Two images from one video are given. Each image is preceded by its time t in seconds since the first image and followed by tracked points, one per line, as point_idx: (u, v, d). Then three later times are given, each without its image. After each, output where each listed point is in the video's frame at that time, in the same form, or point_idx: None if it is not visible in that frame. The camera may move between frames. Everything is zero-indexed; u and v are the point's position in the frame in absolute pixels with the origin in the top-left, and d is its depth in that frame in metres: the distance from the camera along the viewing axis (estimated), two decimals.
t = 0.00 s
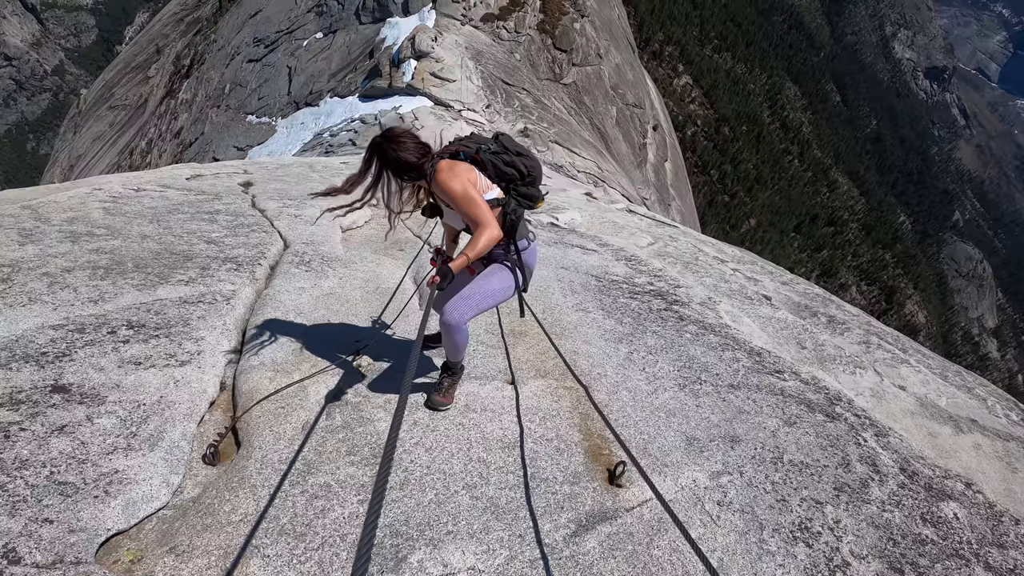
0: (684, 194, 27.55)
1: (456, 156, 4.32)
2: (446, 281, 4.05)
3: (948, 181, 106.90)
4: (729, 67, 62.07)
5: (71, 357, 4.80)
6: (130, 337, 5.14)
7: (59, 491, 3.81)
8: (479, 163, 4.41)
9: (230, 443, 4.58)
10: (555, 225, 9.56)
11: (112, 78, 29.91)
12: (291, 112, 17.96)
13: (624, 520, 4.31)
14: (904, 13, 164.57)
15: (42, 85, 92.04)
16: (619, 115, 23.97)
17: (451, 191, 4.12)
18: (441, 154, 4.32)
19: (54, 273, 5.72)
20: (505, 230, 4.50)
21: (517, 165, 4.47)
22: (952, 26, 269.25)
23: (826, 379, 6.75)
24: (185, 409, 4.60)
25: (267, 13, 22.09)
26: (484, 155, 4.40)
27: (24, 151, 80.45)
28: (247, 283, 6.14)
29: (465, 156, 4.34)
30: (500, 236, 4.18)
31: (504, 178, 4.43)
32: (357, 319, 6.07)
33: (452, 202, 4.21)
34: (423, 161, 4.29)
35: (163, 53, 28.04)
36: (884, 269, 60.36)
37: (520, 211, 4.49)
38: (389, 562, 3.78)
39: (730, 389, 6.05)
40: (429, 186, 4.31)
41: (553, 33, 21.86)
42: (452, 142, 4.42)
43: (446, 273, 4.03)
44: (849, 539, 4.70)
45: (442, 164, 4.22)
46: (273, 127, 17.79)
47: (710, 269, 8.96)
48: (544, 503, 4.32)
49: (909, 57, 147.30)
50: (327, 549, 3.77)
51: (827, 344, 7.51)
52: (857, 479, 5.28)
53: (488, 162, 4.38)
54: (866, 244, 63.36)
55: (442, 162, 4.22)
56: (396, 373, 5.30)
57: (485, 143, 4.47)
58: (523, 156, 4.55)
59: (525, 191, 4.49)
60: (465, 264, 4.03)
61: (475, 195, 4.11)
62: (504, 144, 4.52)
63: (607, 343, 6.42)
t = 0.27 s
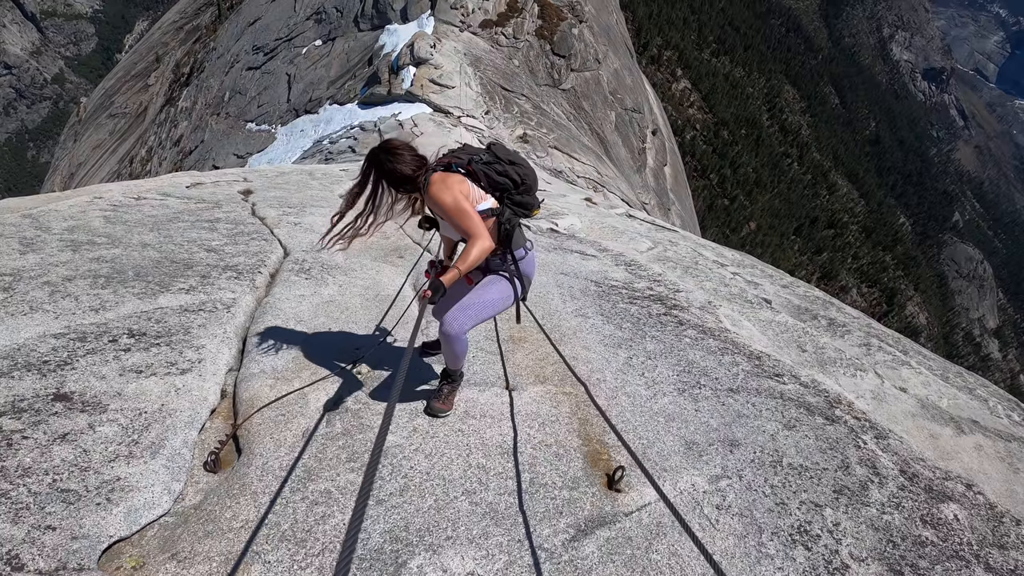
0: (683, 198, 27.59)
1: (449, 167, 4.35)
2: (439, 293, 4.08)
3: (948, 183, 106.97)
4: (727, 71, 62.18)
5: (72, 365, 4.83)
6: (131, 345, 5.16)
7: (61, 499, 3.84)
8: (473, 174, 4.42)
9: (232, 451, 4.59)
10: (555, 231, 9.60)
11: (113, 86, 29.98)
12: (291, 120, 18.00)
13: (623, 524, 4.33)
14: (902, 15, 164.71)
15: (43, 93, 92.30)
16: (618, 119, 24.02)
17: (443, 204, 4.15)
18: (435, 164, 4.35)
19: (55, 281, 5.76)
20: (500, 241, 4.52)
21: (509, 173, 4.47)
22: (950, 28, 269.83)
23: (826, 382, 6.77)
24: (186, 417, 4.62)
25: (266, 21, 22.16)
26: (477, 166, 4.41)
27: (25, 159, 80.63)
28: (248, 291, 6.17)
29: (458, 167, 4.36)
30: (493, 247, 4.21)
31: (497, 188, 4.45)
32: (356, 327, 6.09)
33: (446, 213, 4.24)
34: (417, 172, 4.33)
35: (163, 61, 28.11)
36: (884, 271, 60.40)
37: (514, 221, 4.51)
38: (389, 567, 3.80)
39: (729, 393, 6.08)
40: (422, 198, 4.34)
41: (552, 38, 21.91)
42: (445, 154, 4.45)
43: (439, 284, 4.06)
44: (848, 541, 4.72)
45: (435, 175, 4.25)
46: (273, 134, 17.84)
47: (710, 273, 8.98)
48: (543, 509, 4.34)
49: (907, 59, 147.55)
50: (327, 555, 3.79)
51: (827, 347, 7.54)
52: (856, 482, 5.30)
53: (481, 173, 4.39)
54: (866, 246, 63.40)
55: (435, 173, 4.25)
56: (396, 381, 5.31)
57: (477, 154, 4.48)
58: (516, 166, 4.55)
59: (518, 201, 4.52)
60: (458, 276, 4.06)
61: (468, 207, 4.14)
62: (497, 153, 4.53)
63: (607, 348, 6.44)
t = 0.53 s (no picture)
0: (683, 202, 27.64)
1: (447, 179, 4.35)
2: (435, 307, 4.10)
3: (947, 185, 107.07)
4: (725, 76, 62.32)
5: (75, 375, 4.84)
6: (133, 354, 5.18)
7: (65, 507, 3.85)
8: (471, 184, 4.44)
9: (233, 459, 4.61)
10: (554, 238, 9.62)
11: (113, 96, 30.07)
12: (290, 129, 18.04)
13: (624, 530, 4.34)
14: (898, 18, 164.99)
15: (43, 103, 92.50)
16: (616, 125, 24.08)
17: (442, 216, 4.16)
18: (434, 174, 4.37)
19: (57, 291, 5.78)
20: (498, 251, 4.54)
21: (508, 185, 4.48)
22: (947, 30, 270.51)
23: (827, 386, 6.78)
24: (189, 425, 4.63)
25: (265, 30, 22.24)
26: (477, 177, 4.42)
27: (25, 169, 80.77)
28: (249, 300, 6.19)
29: (456, 178, 4.37)
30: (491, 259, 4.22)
31: (496, 199, 4.47)
32: (357, 336, 6.10)
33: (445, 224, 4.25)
34: (415, 182, 4.34)
35: (162, 71, 28.19)
36: (884, 275, 60.43)
37: (513, 231, 4.53)
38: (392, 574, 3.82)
39: (730, 398, 6.08)
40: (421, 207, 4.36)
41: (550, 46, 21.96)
42: (444, 164, 4.46)
43: (435, 298, 4.09)
44: (850, 544, 4.72)
45: (434, 185, 4.27)
46: (272, 143, 17.89)
47: (711, 279, 9.00)
48: (545, 514, 4.35)
49: (905, 62, 147.89)
50: (329, 562, 3.80)
51: (828, 351, 7.54)
52: (857, 485, 5.30)
53: (479, 183, 4.40)
54: (866, 249, 63.45)
55: (434, 184, 4.27)
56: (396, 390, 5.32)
57: (477, 164, 4.49)
58: (514, 175, 4.54)
59: (517, 211, 4.53)
60: (456, 287, 4.08)
61: (466, 219, 4.15)
62: (495, 163, 4.54)
63: (607, 355, 6.45)
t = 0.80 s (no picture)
0: (683, 209, 27.69)
1: (451, 188, 4.38)
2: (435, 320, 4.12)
3: (947, 191, 107.19)
4: (724, 84, 62.48)
5: (78, 385, 4.86)
6: (136, 365, 5.20)
7: (69, 516, 3.87)
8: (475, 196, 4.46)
9: (237, 469, 4.63)
10: (555, 247, 9.65)
11: (114, 107, 30.17)
12: (291, 139, 18.11)
13: (625, 536, 4.35)
14: (895, 24, 165.54)
15: (44, 114, 92.67)
16: (616, 133, 24.15)
17: (446, 227, 4.19)
18: (437, 184, 4.39)
19: (60, 301, 5.81)
20: (499, 263, 4.58)
21: (513, 196, 4.51)
22: (945, 35, 271.45)
23: (828, 392, 6.79)
24: (192, 436, 4.65)
25: (265, 41, 22.33)
26: (481, 188, 4.45)
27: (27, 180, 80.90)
28: (251, 311, 6.22)
29: (461, 189, 4.39)
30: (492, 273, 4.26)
31: (499, 211, 4.51)
32: (358, 346, 6.11)
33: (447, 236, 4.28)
34: (418, 190, 4.35)
35: (163, 81, 28.29)
36: (884, 281, 60.44)
37: (515, 243, 4.56)
38: None
39: (731, 406, 6.10)
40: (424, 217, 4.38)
41: (549, 55, 22.04)
42: (448, 174, 4.48)
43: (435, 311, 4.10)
44: (852, 550, 4.73)
45: (437, 196, 4.29)
46: (273, 154, 17.96)
47: (711, 287, 9.03)
48: (547, 522, 4.36)
49: (903, 69, 148.22)
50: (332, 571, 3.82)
51: (829, 357, 7.56)
52: (859, 490, 5.31)
53: (484, 194, 4.42)
54: (866, 255, 63.50)
55: (437, 195, 4.29)
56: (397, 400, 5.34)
57: (482, 175, 4.51)
58: (520, 187, 4.56)
59: (520, 223, 4.56)
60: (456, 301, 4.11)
61: (469, 232, 4.18)
62: (500, 175, 4.57)
63: (608, 364, 6.46)
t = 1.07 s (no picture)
0: (683, 219, 27.76)
1: (460, 201, 4.41)
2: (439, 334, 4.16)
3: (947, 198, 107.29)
4: (723, 94, 62.65)
5: (81, 396, 4.88)
6: (139, 376, 5.22)
7: (73, 526, 3.90)
8: (483, 210, 4.50)
9: (240, 480, 4.65)
10: (556, 259, 9.69)
11: (115, 119, 30.28)
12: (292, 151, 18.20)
13: (626, 546, 4.36)
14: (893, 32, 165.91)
15: (46, 125, 92.86)
16: (616, 144, 24.23)
17: (454, 241, 4.21)
18: (445, 196, 4.41)
19: (63, 312, 5.84)
20: (504, 278, 4.62)
21: (521, 213, 4.55)
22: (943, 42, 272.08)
23: (829, 400, 6.80)
24: (196, 446, 4.67)
25: (266, 53, 22.45)
26: (489, 202, 4.48)
27: (29, 190, 81.06)
28: (254, 322, 6.26)
29: (470, 202, 4.42)
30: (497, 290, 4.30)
31: (507, 226, 4.54)
32: (360, 358, 6.13)
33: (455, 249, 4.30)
34: (426, 200, 4.36)
35: (164, 93, 28.41)
36: (885, 289, 60.43)
37: (521, 258, 4.60)
38: None
39: (732, 415, 6.12)
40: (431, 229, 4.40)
41: (548, 67, 22.13)
42: (456, 186, 4.51)
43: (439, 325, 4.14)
44: (853, 557, 4.74)
45: (446, 209, 4.31)
46: (274, 166, 18.04)
47: (712, 296, 9.06)
48: (549, 531, 4.38)
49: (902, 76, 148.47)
50: None
51: (831, 366, 7.58)
52: (861, 498, 5.32)
53: (492, 209, 4.47)
54: (867, 263, 63.52)
55: (446, 207, 4.32)
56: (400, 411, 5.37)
57: (491, 190, 4.55)
58: (528, 204, 4.61)
59: (526, 238, 4.60)
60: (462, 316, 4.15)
61: (476, 247, 4.23)
62: (510, 191, 4.60)
63: (608, 374, 6.48)
